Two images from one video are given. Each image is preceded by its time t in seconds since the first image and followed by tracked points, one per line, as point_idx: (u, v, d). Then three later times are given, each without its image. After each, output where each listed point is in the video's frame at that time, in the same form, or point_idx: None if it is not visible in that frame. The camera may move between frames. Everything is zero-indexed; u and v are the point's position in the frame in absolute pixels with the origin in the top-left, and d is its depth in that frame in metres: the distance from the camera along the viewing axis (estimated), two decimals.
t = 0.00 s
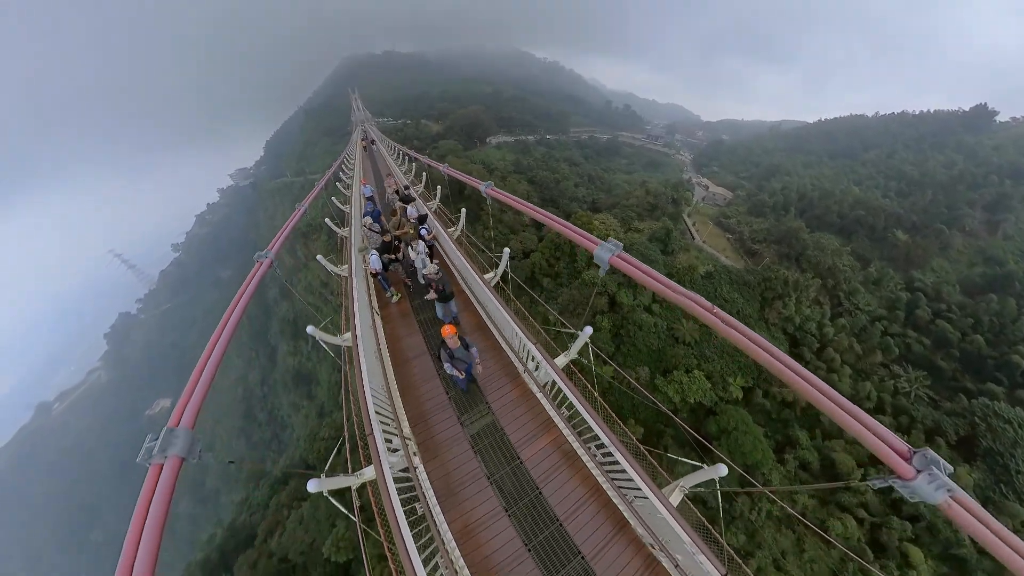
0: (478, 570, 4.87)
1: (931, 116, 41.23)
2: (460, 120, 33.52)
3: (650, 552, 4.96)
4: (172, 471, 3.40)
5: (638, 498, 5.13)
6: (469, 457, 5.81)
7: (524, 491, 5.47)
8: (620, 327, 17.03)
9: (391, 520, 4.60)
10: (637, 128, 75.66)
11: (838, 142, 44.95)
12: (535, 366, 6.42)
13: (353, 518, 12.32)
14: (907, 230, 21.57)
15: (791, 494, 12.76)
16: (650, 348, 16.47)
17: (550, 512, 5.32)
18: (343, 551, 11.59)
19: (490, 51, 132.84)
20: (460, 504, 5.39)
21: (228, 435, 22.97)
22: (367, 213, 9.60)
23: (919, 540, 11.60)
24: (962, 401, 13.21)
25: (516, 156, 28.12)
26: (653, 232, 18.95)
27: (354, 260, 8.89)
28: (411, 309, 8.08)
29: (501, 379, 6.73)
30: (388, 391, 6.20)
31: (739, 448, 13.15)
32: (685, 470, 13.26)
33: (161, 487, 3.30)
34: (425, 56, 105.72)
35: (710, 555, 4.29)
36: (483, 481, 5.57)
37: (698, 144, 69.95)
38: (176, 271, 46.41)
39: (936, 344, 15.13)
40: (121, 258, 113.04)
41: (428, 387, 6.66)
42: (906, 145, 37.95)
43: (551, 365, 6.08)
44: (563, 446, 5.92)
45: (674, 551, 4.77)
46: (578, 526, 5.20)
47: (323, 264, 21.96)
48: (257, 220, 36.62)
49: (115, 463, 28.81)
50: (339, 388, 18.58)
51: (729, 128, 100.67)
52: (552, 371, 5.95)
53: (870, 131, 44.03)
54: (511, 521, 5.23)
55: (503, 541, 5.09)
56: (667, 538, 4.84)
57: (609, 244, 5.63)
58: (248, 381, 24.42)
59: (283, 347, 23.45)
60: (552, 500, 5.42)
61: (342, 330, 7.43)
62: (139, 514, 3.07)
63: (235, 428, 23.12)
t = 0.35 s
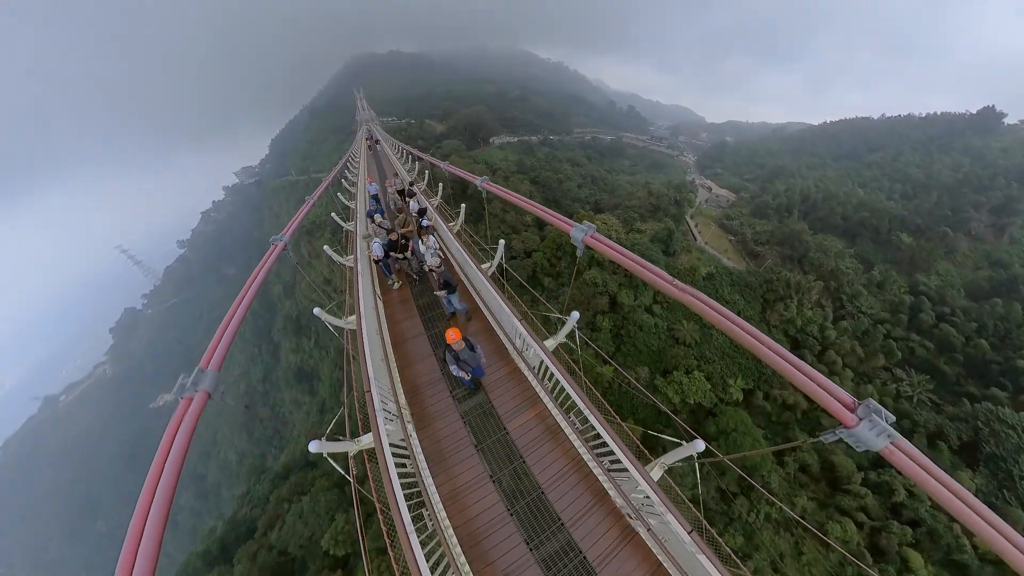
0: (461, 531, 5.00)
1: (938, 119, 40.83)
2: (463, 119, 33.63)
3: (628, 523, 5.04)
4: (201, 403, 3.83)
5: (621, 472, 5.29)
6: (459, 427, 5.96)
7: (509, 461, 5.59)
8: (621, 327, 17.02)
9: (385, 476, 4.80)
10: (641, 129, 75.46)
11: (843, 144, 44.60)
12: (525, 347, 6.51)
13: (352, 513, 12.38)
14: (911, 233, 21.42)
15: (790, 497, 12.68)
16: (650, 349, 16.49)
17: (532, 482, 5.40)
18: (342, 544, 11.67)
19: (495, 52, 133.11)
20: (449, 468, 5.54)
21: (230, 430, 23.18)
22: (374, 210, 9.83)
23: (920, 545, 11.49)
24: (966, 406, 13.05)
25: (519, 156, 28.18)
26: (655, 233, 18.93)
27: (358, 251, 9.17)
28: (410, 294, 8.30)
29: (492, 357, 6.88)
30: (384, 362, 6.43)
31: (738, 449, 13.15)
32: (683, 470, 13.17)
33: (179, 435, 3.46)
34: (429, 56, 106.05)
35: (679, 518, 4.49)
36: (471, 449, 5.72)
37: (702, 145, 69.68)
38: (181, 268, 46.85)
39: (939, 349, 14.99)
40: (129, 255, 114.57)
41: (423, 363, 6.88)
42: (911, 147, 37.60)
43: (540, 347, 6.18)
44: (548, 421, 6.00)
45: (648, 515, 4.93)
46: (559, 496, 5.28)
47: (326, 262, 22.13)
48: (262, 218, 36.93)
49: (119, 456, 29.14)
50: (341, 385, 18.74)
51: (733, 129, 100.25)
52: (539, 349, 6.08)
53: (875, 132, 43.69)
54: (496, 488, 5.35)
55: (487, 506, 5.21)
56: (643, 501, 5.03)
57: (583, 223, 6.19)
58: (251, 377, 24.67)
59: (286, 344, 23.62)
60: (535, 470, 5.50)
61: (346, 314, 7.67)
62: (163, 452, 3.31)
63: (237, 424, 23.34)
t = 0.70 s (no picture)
0: (445, 503, 5.10)
1: (947, 121, 40.44)
2: (468, 120, 33.77)
3: (607, 503, 5.07)
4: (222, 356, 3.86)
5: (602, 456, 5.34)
6: (449, 407, 6.09)
7: (493, 439, 5.68)
8: (622, 328, 16.99)
9: (375, 446, 4.95)
10: (645, 131, 75.33)
11: (850, 146, 44.26)
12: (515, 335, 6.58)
13: (351, 509, 12.47)
14: (916, 237, 21.26)
15: (790, 501, 12.57)
16: (651, 350, 16.47)
17: (516, 461, 5.47)
18: (339, 539, 11.72)
19: (500, 53, 133.65)
20: (437, 444, 5.67)
21: (234, 425, 23.46)
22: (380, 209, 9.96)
23: (921, 552, 11.37)
24: (971, 412, 12.89)
25: (523, 156, 28.25)
26: (658, 234, 18.88)
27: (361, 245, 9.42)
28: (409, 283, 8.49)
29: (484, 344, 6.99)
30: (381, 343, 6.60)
31: (737, 451, 12.99)
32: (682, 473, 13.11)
33: (166, 456, 2.95)
34: (435, 57, 106.45)
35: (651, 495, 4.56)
36: (459, 428, 5.83)
37: (707, 147, 69.40)
38: (187, 264, 47.35)
39: (945, 354, 14.79)
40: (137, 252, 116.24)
41: (418, 348, 7.03)
42: (918, 149, 37.26)
43: (528, 335, 6.24)
44: (534, 404, 6.05)
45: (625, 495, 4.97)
46: (541, 475, 5.34)
47: (331, 260, 22.37)
48: (267, 216, 37.28)
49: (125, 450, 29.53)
50: (343, 382, 18.88)
51: (738, 131, 99.72)
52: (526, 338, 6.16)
53: (881, 135, 43.38)
54: (480, 465, 5.44)
55: (472, 481, 5.30)
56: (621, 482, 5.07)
57: (564, 215, 6.19)
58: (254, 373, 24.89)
59: (289, 341, 23.83)
60: (519, 450, 5.57)
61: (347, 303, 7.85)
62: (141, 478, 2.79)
63: (240, 419, 23.56)
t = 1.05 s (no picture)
0: (436, 472, 5.33)
1: (954, 124, 40.03)
2: (472, 120, 33.90)
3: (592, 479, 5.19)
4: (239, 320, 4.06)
5: (591, 435, 5.46)
6: (444, 386, 6.32)
7: (485, 416, 5.88)
8: (622, 328, 17.00)
9: (372, 413, 5.15)
10: (649, 132, 75.18)
11: (855, 148, 43.86)
12: (509, 320, 6.72)
13: (350, 504, 12.58)
14: (920, 240, 21.08)
15: (789, 503, 12.51)
16: (651, 350, 16.46)
17: (506, 436, 5.66)
18: (339, 533, 11.81)
19: (505, 53, 133.71)
20: (432, 419, 5.91)
21: (237, 420, 23.69)
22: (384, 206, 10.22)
23: (921, 556, 11.31)
24: (974, 416, 12.75)
25: (526, 156, 28.30)
26: (660, 234, 18.88)
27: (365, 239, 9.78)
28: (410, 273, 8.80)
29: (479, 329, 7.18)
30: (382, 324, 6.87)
31: (736, 452, 13.01)
32: (681, 473, 13.12)
33: (154, 487, 2.58)
34: (440, 57, 106.75)
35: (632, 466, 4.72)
36: (453, 405, 6.05)
37: (711, 148, 69.12)
38: (192, 261, 47.73)
39: (948, 358, 14.65)
40: (145, 248, 117.44)
41: (417, 332, 7.31)
42: (924, 151, 36.84)
43: (522, 319, 6.33)
44: (525, 385, 6.19)
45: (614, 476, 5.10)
46: (530, 451, 5.50)
47: (334, 257, 22.53)
48: (271, 214, 37.55)
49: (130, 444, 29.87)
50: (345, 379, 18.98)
51: (743, 132, 99.09)
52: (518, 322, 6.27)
53: (887, 136, 42.95)
54: (472, 439, 5.64)
55: (463, 453, 5.52)
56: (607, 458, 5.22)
57: (550, 203, 6.68)
58: (256, 369, 25.08)
59: (292, 337, 24.02)
60: (509, 426, 5.76)
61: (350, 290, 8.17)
62: (124, 515, 2.41)
63: (243, 414, 23.77)
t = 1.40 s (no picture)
0: (436, 434, 5.77)
1: (962, 126, 39.56)
2: (476, 119, 34.03)
3: (579, 444, 5.59)
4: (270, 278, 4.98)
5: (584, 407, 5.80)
6: (444, 359, 6.85)
7: (484, 387, 6.31)
8: (623, 327, 17.06)
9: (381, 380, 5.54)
10: (653, 132, 74.93)
11: (861, 150, 43.49)
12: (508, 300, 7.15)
13: (350, 496, 12.70)
14: (924, 243, 20.90)
15: (789, 504, 12.43)
16: (652, 350, 16.51)
17: (501, 404, 6.09)
18: (339, 525, 11.94)
19: (510, 53, 133.81)
20: (433, 388, 6.38)
21: (241, 414, 23.94)
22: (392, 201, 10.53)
23: (921, 561, 11.22)
24: (977, 420, 12.61)
25: (529, 156, 28.35)
26: (662, 235, 18.87)
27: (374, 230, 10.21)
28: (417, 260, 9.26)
29: (480, 310, 7.67)
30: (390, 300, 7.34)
31: (735, 452, 12.97)
32: (680, 472, 13.14)
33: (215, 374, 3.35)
34: (445, 56, 107.02)
35: (622, 427, 5.10)
36: (453, 377, 6.52)
37: (716, 149, 68.72)
38: (198, 257, 48.17)
39: (952, 362, 14.49)
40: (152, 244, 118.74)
41: (421, 313, 7.77)
42: (931, 154, 36.43)
43: (521, 299, 6.75)
44: (522, 361, 6.63)
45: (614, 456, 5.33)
46: (524, 418, 5.92)
47: (338, 255, 22.73)
48: (277, 211, 37.87)
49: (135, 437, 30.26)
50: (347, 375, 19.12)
51: (749, 133, 98.39)
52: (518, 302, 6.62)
53: (894, 138, 42.49)
54: (469, 405, 6.12)
55: (460, 418, 5.97)
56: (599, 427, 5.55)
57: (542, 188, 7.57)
58: (260, 364, 25.34)
59: (295, 334, 24.24)
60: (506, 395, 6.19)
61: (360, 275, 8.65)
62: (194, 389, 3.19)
63: (246, 408, 24.01)
